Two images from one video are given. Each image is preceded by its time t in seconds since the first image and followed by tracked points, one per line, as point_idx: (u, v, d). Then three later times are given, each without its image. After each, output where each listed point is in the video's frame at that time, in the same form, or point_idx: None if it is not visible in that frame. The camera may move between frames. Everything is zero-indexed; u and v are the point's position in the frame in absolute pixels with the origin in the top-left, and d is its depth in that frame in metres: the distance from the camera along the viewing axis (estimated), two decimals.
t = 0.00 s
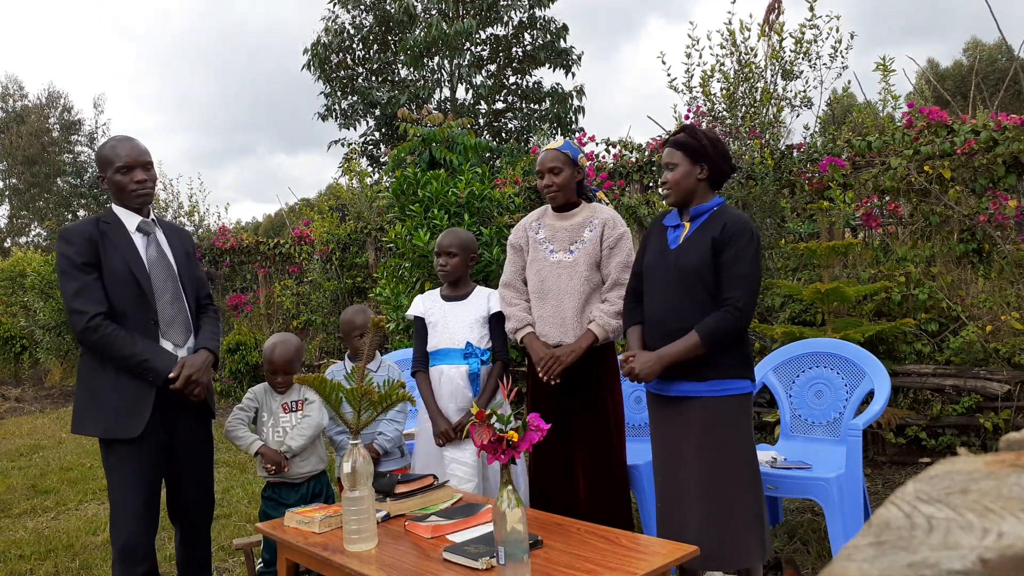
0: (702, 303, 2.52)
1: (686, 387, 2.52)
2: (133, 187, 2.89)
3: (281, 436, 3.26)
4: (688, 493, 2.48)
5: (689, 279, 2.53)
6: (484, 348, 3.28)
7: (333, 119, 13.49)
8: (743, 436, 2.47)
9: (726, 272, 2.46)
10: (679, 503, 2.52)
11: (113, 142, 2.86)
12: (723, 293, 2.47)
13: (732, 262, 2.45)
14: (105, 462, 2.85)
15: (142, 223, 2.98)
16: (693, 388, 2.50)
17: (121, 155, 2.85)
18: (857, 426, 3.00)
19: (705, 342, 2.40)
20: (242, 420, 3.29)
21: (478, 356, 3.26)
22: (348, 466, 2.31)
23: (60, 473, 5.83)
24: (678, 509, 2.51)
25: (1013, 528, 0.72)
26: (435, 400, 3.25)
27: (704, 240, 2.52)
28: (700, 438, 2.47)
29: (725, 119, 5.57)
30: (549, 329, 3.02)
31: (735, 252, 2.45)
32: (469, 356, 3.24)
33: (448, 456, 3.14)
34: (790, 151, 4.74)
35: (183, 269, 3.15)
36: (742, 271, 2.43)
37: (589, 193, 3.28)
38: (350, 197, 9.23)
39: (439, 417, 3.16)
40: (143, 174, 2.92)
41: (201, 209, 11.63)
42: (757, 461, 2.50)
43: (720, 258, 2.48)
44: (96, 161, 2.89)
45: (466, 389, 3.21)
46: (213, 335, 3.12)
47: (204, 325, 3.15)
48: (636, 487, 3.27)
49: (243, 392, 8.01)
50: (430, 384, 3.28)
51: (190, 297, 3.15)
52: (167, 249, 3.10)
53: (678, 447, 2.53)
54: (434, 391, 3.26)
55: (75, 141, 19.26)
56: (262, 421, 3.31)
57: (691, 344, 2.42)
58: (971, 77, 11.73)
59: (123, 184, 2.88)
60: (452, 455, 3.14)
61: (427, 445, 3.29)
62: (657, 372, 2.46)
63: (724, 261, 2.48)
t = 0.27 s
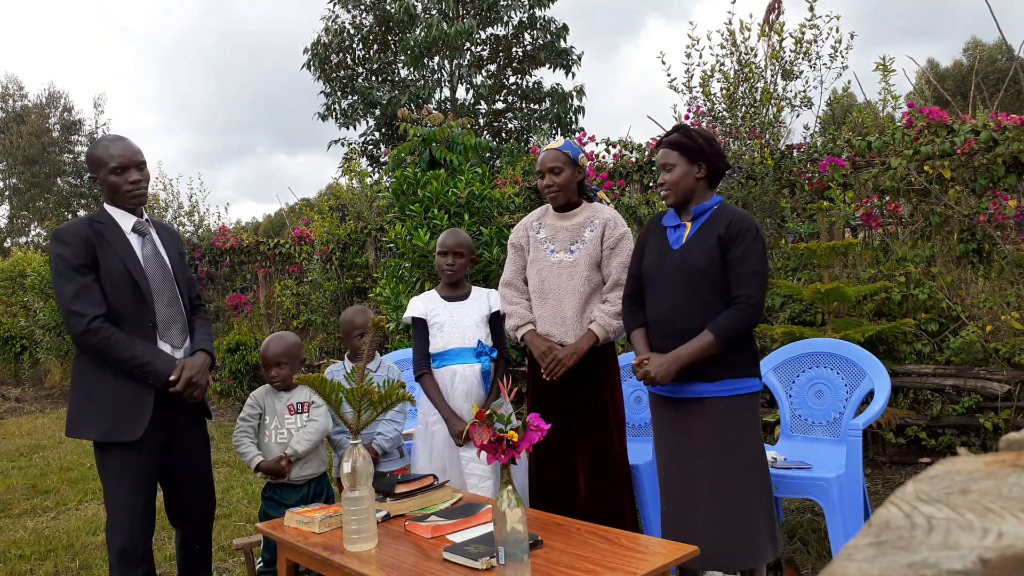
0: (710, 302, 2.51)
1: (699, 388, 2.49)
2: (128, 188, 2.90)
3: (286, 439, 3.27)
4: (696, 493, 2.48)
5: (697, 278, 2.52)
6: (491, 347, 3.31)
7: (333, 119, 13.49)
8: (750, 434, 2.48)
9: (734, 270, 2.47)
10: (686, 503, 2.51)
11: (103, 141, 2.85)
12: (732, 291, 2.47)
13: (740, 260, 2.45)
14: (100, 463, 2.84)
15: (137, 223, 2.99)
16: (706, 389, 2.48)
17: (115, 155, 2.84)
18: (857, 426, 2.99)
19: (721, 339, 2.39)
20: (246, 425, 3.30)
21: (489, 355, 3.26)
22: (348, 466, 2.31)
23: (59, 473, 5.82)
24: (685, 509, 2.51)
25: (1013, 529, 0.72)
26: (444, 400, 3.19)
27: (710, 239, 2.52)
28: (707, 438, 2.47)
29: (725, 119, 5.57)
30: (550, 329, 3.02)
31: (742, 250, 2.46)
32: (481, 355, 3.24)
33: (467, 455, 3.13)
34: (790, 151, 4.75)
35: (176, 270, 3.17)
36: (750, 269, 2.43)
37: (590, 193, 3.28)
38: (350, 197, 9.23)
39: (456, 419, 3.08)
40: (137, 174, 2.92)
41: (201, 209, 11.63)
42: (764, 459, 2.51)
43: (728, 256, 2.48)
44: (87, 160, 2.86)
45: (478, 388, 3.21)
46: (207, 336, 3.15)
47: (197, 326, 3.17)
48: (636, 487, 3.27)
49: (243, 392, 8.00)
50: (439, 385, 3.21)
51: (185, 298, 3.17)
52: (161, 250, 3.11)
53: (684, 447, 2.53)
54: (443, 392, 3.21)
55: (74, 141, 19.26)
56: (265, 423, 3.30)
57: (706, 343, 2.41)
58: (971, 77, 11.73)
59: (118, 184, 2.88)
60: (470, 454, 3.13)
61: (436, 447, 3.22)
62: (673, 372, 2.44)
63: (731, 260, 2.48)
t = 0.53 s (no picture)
0: (714, 301, 2.51)
1: (706, 389, 2.49)
2: (127, 189, 2.89)
3: (284, 438, 3.26)
4: (704, 492, 2.48)
5: (702, 277, 2.52)
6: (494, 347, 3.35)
7: (333, 119, 13.49)
8: (759, 433, 2.48)
9: (738, 269, 2.47)
10: (694, 503, 2.51)
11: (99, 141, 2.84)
12: (737, 290, 2.48)
13: (744, 259, 2.46)
14: (99, 464, 2.83)
15: (134, 225, 3.00)
16: (714, 389, 2.48)
17: (114, 157, 2.83)
18: (857, 426, 3.00)
19: (729, 338, 2.40)
20: (250, 428, 3.35)
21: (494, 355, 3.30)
22: (348, 466, 2.31)
23: (60, 473, 5.82)
24: (693, 509, 2.51)
25: (1013, 529, 0.72)
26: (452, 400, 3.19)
27: (713, 239, 2.52)
28: (716, 436, 2.48)
29: (725, 119, 5.57)
30: (549, 329, 3.02)
31: (745, 249, 2.47)
32: (488, 354, 3.27)
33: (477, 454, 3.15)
34: (790, 151, 4.75)
35: (171, 271, 3.17)
36: (755, 267, 2.44)
37: (589, 193, 3.28)
38: (350, 197, 9.23)
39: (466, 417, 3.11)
40: (136, 175, 2.92)
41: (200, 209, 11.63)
42: (772, 457, 2.51)
43: (731, 255, 2.49)
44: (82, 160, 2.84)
45: (485, 387, 3.23)
46: (203, 338, 3.17)
47: (193, 328, 3.19)
48: (636, 487, 3.27)
49: (243, 392, 8.00)
50: (445, 386, 3.20)
51: (181, 299, 3.18)
52: (157, 251, 3.11)
53: (692, 446, 2.53)
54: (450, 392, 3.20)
55: (74, 141, 19.27)
56: (265, 425, 3.32)
57: (714, 342, 2.40)
58: (971, 77, 11.73)
59: (116, 186, 2.87)
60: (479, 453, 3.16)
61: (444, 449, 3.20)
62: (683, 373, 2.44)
63: (735, 259, 2.48)
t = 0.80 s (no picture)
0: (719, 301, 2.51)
1: (709, 389, 2.49)
2: (128, 190, 2.89)
3: (286, 438, 3.26)
4: (706, 492, 2.48)
5: (706, 277, 2.52)
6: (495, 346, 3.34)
7: (333, 119, 13.49)
8: (761, 433, 2.48)
9: (743, 269, 2.48)
10: (696, 503, 2.51)
11: (99, 142, 2.84)
12: (742, 290, 2.48)
13: (749, 259, 2.47)
14: (101, 465, 2.82)
15: (134, 225, 3.00)
16: (718, 389, 2.48)
17: (115, 158, 2.83)
18: (857, 426, 3.00)
19: (736, 337, 2.39)
20: (251, 430, 3.34)
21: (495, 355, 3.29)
22: (348, 466, 2.31)
23: (60, 473, 5.82)
24: (696, 509, 2.51)
25: (1013, 528, 0.72)
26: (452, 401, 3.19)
27: (717, 239, 2.53)
28: (718, 436, 2.48)
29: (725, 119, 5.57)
30: (548, 329, 3.02)
31: (750, 249, 2.48)
32: (488, 354, 3.26)
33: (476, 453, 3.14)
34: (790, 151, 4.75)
35: (171, 271, 3.18)
36: (759, 268, 2.45)
37: (589, 193, 3.28)
38: (351, 197, 9.24)
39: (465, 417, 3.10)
40: (137, 176, 2.92)
41: (201, 209, 11.63)
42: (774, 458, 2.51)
43: (736, 255, 2.50)
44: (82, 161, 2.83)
45: (485, 387, 3.22)
46: (203, 337, 3.19)
47: (193, 327, 3.20)
48: (636, 487, 3.27)
49: (243, 392, 8.00)
50: (445, 385, 3.20)
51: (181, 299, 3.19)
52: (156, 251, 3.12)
53: (694, 447, 2.52)
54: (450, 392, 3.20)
55: (74, 141, 19.27)
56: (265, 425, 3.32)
57: (720, 341, 2.40)
58: (971, 77, 11.74)
59: (117, 186, 2.87)
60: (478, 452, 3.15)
61: (443, 449, 3.20)
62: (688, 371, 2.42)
63: (739, 259, 2.49)
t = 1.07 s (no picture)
0: (712, 301, 2.51)
1: (699, 389, 2.50)
2: (128, 190, 2.89)
3: (286, 439, 3.27)
4: (700, 494, 2.48)
5: (699, 277, 2.52)
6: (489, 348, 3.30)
7: (333, 119, 13.50)
8: (754, 435, 2.48)
9: (736, 269, 2.47)
10: (689, 505, 2.51)
11: (99, 142, 2.84)
12: (735, 290, 2.48)
13: (742, 258, 2.46)
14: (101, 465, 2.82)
15: (133, 226, 2.99)
16: (706, 390, 2.49)
17: (115, 158, 2.83)
18: (857, 426, 3.00)
19: (725, 337, 2.40)
20: (250, 428, 3.34)
21: (484, 357, 3.25)
22: (348, 466, 2.31)
23: (60, 473, 5.82)
24: (689, 511, 2.51)
25: (1013, 528, 0.72)
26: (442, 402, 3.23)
27: (711, 238, 2.52)
28: (711, 438, 2.48)
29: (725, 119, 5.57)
30: (549, 329, 3.02)
31: (743, 248, 2.47)
32: (477, 356, 3.23)
33: (458, 456, 3.14)
34: (790, 151, 4.75)
35: (171, 270, 3.18)
36: (752, 267, 2.45)
37: (590, 192, 3.28)
38: (350, 197, 9.24)
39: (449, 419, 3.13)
40: (137, 176, 2.92)
41: (200, 209, 11.63)
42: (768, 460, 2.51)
43: (729, 255, 2.49)
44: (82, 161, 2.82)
45: (473, 389, 3.20)
46: (203, 337, 3.20)
47: (193, 327, 3.21)
48: (635, 487, 3.27)
49: (243, 392, 8.01)
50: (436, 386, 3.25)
51: (180, 299, 3.19)
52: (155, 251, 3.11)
53: (687, 448, 2.53)
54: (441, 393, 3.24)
55: (74, 141, 19.28)
56: (265, 425, 3.32)
57: (709, 341, 2.41)
58: (971, 77, 11.74)
59: (117, 187, 2.87)
60: (463, 455, 3.14)
61: (437, 449, 3.22)
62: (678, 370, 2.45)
63: (733, 259, 2.49)
